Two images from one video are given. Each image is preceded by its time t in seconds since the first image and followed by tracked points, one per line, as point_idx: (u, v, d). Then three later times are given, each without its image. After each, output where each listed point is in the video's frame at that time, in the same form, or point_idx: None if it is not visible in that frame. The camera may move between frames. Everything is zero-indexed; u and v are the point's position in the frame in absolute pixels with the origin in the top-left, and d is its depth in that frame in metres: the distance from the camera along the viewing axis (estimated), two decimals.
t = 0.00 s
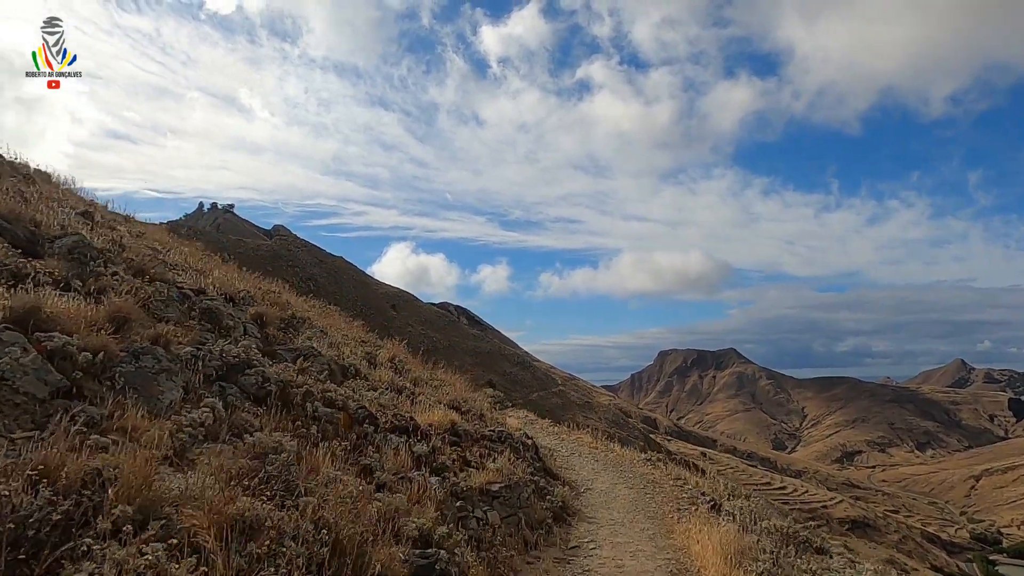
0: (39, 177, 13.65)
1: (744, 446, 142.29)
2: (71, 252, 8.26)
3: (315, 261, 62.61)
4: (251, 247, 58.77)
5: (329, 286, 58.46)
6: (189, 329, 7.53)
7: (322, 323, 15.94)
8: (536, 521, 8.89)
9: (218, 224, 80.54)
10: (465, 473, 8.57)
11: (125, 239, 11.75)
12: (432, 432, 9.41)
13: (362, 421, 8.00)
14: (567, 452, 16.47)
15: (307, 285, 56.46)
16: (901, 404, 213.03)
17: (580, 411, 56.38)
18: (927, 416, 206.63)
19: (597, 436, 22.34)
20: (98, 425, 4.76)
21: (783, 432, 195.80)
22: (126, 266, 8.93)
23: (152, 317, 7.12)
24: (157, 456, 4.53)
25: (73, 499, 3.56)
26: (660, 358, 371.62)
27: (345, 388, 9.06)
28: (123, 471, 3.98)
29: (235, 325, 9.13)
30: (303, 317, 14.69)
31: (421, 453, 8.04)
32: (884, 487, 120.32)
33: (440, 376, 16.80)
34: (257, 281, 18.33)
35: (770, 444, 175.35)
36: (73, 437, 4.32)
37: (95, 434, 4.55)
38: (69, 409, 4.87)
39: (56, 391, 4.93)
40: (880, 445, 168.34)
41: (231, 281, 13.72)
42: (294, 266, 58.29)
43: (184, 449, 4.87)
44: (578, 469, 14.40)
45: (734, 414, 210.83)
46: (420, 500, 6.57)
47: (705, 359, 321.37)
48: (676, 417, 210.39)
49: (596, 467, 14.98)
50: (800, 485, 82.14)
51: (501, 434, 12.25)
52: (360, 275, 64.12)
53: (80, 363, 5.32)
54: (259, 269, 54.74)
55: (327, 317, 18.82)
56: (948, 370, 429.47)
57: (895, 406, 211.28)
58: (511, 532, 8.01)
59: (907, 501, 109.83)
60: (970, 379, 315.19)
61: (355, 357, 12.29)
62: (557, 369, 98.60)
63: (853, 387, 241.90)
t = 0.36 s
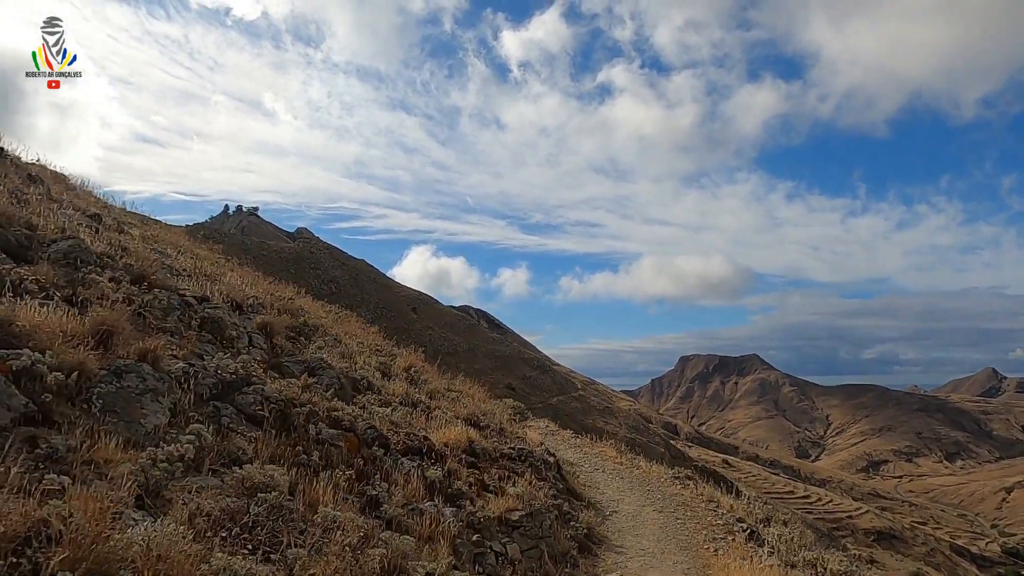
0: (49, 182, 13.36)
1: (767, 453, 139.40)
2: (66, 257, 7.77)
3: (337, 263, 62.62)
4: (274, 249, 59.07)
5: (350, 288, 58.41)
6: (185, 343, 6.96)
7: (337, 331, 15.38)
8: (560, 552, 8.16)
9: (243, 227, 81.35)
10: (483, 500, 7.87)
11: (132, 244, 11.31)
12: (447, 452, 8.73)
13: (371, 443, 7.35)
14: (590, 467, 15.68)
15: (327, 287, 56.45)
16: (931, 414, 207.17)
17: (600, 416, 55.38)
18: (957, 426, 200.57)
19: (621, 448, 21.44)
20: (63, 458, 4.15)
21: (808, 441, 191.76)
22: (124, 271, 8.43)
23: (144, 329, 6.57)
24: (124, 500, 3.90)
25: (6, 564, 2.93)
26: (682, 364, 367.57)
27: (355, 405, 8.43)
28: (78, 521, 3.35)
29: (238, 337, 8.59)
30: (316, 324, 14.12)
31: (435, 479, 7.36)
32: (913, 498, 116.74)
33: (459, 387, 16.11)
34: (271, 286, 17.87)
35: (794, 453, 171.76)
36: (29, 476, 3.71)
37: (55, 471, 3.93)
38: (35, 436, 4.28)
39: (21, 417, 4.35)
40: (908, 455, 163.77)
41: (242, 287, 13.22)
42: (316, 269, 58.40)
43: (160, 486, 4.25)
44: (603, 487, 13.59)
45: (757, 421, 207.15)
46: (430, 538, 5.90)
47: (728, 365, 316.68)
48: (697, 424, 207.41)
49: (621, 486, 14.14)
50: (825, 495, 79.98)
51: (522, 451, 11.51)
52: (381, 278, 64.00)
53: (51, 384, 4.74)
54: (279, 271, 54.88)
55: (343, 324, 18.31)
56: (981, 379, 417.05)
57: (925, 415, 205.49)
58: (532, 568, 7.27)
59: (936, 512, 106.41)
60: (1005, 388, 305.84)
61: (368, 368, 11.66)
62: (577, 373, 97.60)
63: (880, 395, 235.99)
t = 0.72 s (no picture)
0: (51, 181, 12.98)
1: (786, 462, 136.83)
2: (46, 249, 7.19)
3: (353, 267, 62.46)
4: (292, 253, 59.15)
5: (366, 292, 58.23)
6: (166, 344, 6.30)
7: (345, 333, 14.74)
8: None
9: (261, 231, 81.87)
10: (496, 519, 7.11)
11: (130, 241, 10.77)
12: (458, 465, 7.99)
13: (372, 455, 6.63)
14: (610, 479, 14.84)
15: (343, 291, 56.24)
16: (955, 423, 202.14)
17: (616, 423, 54.36)
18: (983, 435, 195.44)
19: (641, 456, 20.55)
20: None
21: (828, 449, 188.16)
22: (110, 266, 7.84)
23: (120, 328, 5.92)
24: (58, 531, 3.22)
25: None
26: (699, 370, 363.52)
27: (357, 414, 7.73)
28: None
29: (232, 337, 7.94)
30: (323, 326, 13.46)
31: (442, 496, 6.63)
32: (937, 509, 113.69)
33: (471, 393, 15.38)
34: (279, 288, 17.32)
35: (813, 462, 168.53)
36: None
37: None
38: None
39: None
40: (931, 465, 159.91)
41: (246, 287, 12.64)
42: (334, 273, 58.36)
43: (108, 512, 3.56)
44: (624, 501, 12.75)
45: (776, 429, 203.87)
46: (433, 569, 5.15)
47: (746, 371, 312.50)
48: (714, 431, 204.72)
49: (644, 500, 13.27)
50: (844, 504, 78.13)
51: (539, 462, 10.75)
52: (397, 282, 63.69)
53: None
54: (295, 275, 54.81)
55: (353, 327, 17.71)
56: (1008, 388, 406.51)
57: (948, 425, 200.57)
58: None
59: (960, 523, 103.52)
60: None
61: (375, 372, 10.94)
62: (593, 379, 96.57)
63: (903, 403, 231.00)
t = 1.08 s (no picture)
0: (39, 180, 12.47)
1: (796, 467, 135.14)
2: (8, 248, 6.59)
3: (362, 269, 62.04)
4: (301, 254, 58.92)
5: (375, 294, 57.83)
6: (127, 354, 5.64)
7: (345, 338, 14.10)
8: None
9: (271, 232, 81.81)
10: (499, 549, 6.38)
11: (114, 240, 10.18)
12: (458, 487, 7.26)
13: (361, 479, 5.96)
14: (622, 492, 14.03)
15: (353, 293, 55.92)
16: (968, 429, 199.30)
17: (625, 426, 53.54)
18: (997, 441, 192.43)
19: (653, 466, 19.71)
20: None
21: (839, 454, 185.98)
22: (80, 265, 7.22)
23: (72, 338, 5.26)
24: None
25: None
26: (709, 375, 360.92)
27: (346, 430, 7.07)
28: None
29: (211, 344, 7.28)
30: (321, 330, 12.82)
31: (439, 524, 5.95)
32: (950, 516, 111.84)
33: (476, 400, 14.68)
34: (279, 291, 16.73)
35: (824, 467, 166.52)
36: None
37: None
38: None
39: None
40: (942, 471, 157.74)
41: (239, 289, 12.04)
42: (342, 275, 58.02)
43: (15, 569, 2.87)
44: (638, 518, 11.98)
45: (786, 434, 201.74)
46: None
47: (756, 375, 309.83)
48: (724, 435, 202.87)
49: (659, 516, 12.48)
50: (855, 510, 76.91)
51: (547, 477, 10.04)
52: (406, 284, 63.16)
53: None
54: (304, 277, 54.56)
55: (355, 331, 17.08)
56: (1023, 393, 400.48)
57: (962, 431, 197.61)
58: None
59: (972, 529, 101.75)
60: None
61: (372, 381, 10.25)
62: (602, 382, 95.72)
63: (915, 408, 228.07)
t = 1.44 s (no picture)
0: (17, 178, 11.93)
1: (807, 473, 133.28)
2: None
3: (370, 273, 61.44)
4: (308, 258, 58.56)
5: (382, 298, 57.23)
6: (60, 360, 4.94)
7: (337, 341, 13.36)
8: None
9: (280, 237, 81.70)
10: None
11: (83, 236, 9.49)
12: (445, 508, 6.49)
13: (328, 502, 5.19)
14: (629, 506, 13.18)
15: (361, 298, 55.45)
16: (982, 435, 195.90)
17: (633, 431, 52.61)
18: (1012, 447, 188.98)
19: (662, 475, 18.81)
20: None
21: (850, 460, 183.43)
22: (28, 262, 6.55)
23: None
24: None
25: None
26: (719, 380, 357.81)
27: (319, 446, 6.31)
28: None
29: (171, 349, 6.58)
30: (309, 334, 12.09)
31: (419, 555, 5.18)
32: (964, 523, 109.88)
33: (475, 408, 13.91)
34: (270, 293, 16.04)
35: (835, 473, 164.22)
36: None
37: None
38: None
39: None
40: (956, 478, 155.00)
41: (222, 290, 11.33)
42: (350, 279, 57.57)
43: None
44: (647, 535, 11.14)
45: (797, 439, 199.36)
46: None
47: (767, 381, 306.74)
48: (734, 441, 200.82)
49: (670, 533, 11.62)
50: (866, 517, 75.64)
51: (548, 493, 9.24)
52: (413, 288, 62.45)
53: None
54: (311, 281, 54.13)
55: (349, 335, 16.33)
56: None
57: (975, 437, 194.69)
58: None
59: (987, 537, 99.57)
60: None
61: (359, 388, 9.53)
62: (610, 388, 94.63)
63: (928, 414, 224.61)
